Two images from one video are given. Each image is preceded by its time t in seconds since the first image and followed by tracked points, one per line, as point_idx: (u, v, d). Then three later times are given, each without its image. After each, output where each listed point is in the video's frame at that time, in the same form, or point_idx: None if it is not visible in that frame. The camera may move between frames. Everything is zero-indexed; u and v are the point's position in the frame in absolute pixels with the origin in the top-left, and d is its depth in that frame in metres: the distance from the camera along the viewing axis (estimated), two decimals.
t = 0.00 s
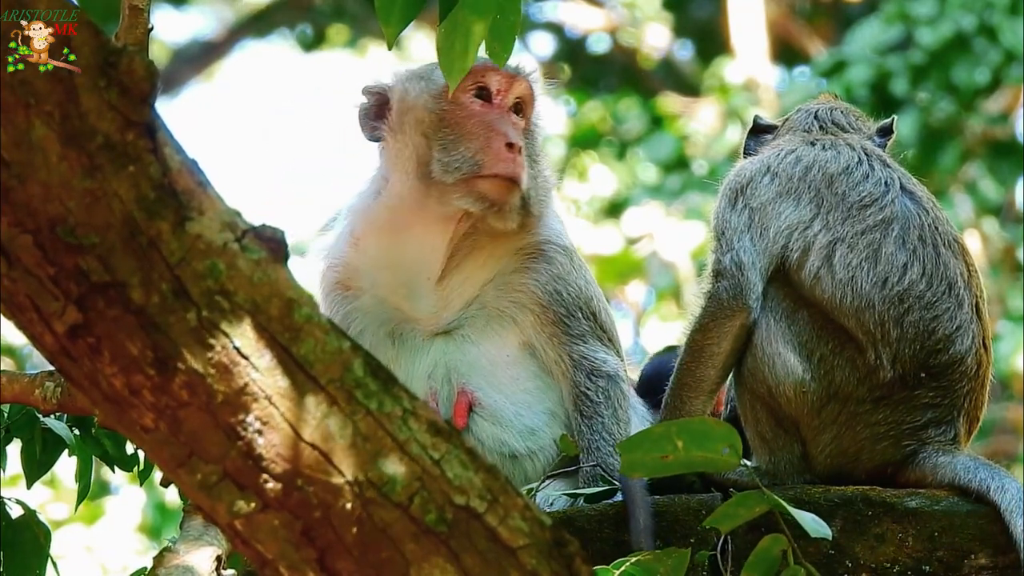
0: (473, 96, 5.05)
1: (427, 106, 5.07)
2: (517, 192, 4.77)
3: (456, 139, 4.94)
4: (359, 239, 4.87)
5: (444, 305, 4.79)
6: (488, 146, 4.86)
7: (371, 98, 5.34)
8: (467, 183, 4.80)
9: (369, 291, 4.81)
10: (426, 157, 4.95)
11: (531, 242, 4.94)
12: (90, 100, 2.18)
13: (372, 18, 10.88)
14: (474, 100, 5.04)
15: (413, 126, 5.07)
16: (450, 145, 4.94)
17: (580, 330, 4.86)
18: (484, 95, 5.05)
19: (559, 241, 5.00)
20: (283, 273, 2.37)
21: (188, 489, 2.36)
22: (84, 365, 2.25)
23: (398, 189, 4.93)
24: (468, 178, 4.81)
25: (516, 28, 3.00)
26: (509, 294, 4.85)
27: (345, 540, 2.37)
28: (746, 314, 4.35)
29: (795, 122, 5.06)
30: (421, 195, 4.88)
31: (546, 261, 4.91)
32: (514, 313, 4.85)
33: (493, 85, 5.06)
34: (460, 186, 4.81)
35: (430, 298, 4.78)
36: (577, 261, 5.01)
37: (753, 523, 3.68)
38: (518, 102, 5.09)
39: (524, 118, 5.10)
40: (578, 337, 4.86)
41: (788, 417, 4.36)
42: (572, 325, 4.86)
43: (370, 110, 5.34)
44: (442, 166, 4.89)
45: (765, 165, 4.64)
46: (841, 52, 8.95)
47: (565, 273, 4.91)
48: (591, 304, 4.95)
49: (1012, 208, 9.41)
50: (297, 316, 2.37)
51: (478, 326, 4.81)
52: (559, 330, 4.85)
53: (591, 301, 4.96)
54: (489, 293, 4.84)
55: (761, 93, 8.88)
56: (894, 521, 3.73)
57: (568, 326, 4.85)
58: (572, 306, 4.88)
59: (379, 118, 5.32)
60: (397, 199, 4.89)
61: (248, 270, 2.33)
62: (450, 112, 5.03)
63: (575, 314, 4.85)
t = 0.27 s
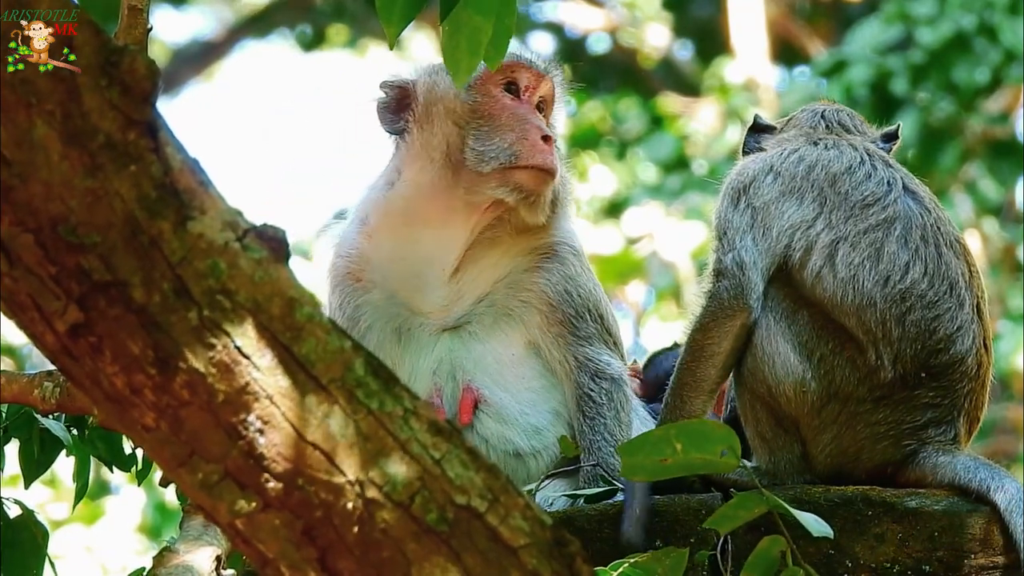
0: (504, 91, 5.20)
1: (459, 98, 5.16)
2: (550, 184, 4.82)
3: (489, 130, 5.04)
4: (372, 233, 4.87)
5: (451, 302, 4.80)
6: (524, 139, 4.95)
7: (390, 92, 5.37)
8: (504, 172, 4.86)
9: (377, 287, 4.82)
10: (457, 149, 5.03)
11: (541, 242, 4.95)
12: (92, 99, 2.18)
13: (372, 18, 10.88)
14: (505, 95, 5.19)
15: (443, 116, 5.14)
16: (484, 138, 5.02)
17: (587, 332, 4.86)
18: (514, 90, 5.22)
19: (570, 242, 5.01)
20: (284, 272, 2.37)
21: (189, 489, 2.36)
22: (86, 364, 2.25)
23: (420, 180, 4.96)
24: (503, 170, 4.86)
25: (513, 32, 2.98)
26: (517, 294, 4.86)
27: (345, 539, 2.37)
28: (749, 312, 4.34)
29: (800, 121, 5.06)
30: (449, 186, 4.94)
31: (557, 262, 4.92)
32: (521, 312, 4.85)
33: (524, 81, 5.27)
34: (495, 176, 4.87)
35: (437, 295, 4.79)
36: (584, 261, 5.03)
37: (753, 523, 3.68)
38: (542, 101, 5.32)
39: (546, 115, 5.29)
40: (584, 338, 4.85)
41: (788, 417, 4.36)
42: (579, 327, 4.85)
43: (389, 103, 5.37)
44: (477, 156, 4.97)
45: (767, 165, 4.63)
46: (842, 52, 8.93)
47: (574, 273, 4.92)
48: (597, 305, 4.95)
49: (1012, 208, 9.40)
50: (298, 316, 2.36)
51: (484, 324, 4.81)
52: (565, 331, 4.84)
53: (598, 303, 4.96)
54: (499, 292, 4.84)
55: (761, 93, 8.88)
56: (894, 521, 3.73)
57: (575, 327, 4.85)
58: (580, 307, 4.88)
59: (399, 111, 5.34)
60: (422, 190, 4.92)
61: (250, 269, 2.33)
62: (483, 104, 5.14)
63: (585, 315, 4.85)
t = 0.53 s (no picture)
0: (512, 90, 5.25)
1: (468, 96, 5.21)
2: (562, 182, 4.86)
3: (500, 129, 5.09)
4: (377, 231, 4.88)
5: (455, 300, 4.81)
6: (534, 138, 4.98)
7: (396, 91, 5.36)
8: (514, 171, 4.88)
9: (382, 286, 4.82)
10: (467, 148, 5.07)
11: (545, 242, 4.96)
12: (94, 98, 2.19)
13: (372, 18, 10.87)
14: (513, 93, 5.24)
15: (451, 114, 5.17)
16: (495, 136, 5.06)
17: (589, 332, 4.86)
18: (522, 89, 5.28)
19: (574, 242, 5.01)
20: (286, 271, 2.37)
21: (191, 488, 2.36)
22: (87, 364, 2.25)
23: (427, 179, 4.98)
24: (514, 168, 4.89)
25: (514, 30, 2.95)
26: (520, 293, 4.86)
27: (347, 539, 2.37)
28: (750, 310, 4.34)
29: (801, 121, 5.06)
30: (458, 184, 4.95)
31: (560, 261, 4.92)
32: (524, 311, 4.85)
33: (531, 80, 5.32)
34: (505, 175, 4.90)
35: (440, 293, 4.80)
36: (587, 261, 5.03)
37: (753, 523, 3.68)
38: (549, 100, 5.37)
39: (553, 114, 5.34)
40: (586, 338, 4.85)
41: (788, 417, 4.36)
42: (581, 326, 4.85)
43: (393, 101, 5.36)
44: (488, 154, 5.01)
45: (770, 165, 4.63)
46: (842, 52, 8.94)
47: (577, 272, 4.92)
48: (599, 305, 4.95)
49: (1012, 208, 9.40)
50: (300, 315, 2.36)
51: (487, 324, 4.81)
52: (568, 330, 4.84)
53: (601, 303, 4.96)
54: (503, 291, 4.85)
55: (761, 93, 8.88)
56: (894, 521, 3.72)
57: (577, 326, 4.85)
58: (583, 307, 4.87)
59: (405, 110, 5.33)
60: (430, 188, 4.95)
61: (251, 269, 2.33)
62: (493, 103, 5.19)
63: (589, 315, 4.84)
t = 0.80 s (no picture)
0: (513, 89, 5.26)
1: (469, 96, 5.20)
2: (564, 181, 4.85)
3: (501, 128, 5.08)
4: (380, 231, 4.88)
5: (458, 300, 4.81)
6: (536, 137, 4.96)
7: (396, 91, 5.40)
8: (516, 170, 4.87)
9: (385, 287, 4.82)
10: (467, 148, 5.07)
11: (548, 241, 4.96)
12: (95, 98, 2.19)
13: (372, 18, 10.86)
14: (514, 93, 5.24)
15: (453, 114, 5.17)
16: (496, 136, 5.06)
17: (591, 332, 4.85)
18: (523, 89, 5.28)
19: (577, 243, 5.01)
20: (288, 271, 2.37)
21: (192, 489, 2.36)
22: (89, 364, 2.25)
23: (429, 179, 4.99)
24: (517, 168, 4.87)
25: (510, 35, 2.96)
26: (522, 293, 4.86)
27: (348, 538, 2.37)
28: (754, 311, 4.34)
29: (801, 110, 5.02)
30: (459, 185, 4.95)
31: (563, 261, 4.92)
32: (525, 311, 4.85)
33: (532, 80, 5.33)
34: (508, 174, 4.88)
35: (444, 293, 4.80)
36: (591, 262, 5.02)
37: (753, 524, 3.68)
38: (549, 100, 5.37)
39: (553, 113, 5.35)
40: (588, 338, 4.85)
41: (788, 416, 4.37)
42: (583, 326, 4.85)
43: (394, 101, 5.39)
44: (489, 153, 5.00)
45: (777, 168, 4.62)
46: (842, 52, 8.96)
47: (579, 272, 4.92)
48: (602, 306, 4.95)
49: (1012, 208, 9.40)
50: (302, 315, 2.36)
51: (489, 323, 4.81)
52: (570, 330, 4.84)
53: (603, 303, 4.96)
54: (505, 291, 4.85)
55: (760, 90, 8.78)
56: (894, 521, 3.72)
57: (578, 326, 4.84)
58: (585, 307, 4.87)
59: (406, 110, 5.36)
60: (432, 188, 4.96)
61: (253, 269, 2.33)
62: (494, 103, 5.19)
63: (592, 316, 4.84)
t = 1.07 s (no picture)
0: (507, 89, 5.26)
1: (464, 98, 5.21)
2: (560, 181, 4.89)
3: (497, 129, 5.10)
4: (381, 232, 4.89)
5: (459, 301, 4.81)
6: (531, 138, 4.99)
7: (393, 92, 5.39)
8: (513, 171, 4.90)
9: (386, 288, 4.82)
10: (464, 149, 5.07)
11: (548, 241, 4.96)
12: (96, 98, 2.19)
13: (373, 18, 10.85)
14: (509, 92, 5.25)
15: (450, 115, 5.18)
16: (491, 137, 5.07)
17: (592, 332, 4.86)
18: (518, 89, 5.29)
19: (578, 242, 5.01)
20: (289, 271, 2.37)
21: (194, 489, 2.36)
22: (90, 364, 2.25)
23: (428, 180, 5.00)
24: (511, 169, 4.91)
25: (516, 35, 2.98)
26: (523, 293, 4.86)
27: (349, 539, 2.37)
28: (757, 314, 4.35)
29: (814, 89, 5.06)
30: (457, 187, 4.97)
31: (563, 261, 4.92)
32: (526, 311, 4.85)
33: (527, 79, 5.33)
34: (505, 175, 4.91)
35: (446, 294, 4.81)
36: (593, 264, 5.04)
37: (754, 524, 3.68)
38: (544, 99, 5.39)
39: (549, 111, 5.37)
40: (589, 338, 4.85)
41: (789, 416, 4.34)
42: (584, 326, 4.85)
43: (390, 102, 5.38)
44: (485, 154, 5.02)
45: (783, 179, 4.64)
46: (842, 52, 8.98)
47: (580, 272, 4.92)
48: (604, 306, 4.96)
49: (1012, 208, 9.39)
50: (303, 315, 2.36)
51: (490, 324, 4.81)
52: (571, 330, 4.84)
53: (603, 303, 4.96)
54: (506, 292, 4.85)
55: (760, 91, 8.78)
56: (894, 521, 3.72)
57: (579, 325, 4.85)
58: (586, 306, 4.88)
59: (402, 112, 5.36)
60: (431, 190, 4.96)
61: (255, 269, 2.32)
62: (489, 103, 5.19)
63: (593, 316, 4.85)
